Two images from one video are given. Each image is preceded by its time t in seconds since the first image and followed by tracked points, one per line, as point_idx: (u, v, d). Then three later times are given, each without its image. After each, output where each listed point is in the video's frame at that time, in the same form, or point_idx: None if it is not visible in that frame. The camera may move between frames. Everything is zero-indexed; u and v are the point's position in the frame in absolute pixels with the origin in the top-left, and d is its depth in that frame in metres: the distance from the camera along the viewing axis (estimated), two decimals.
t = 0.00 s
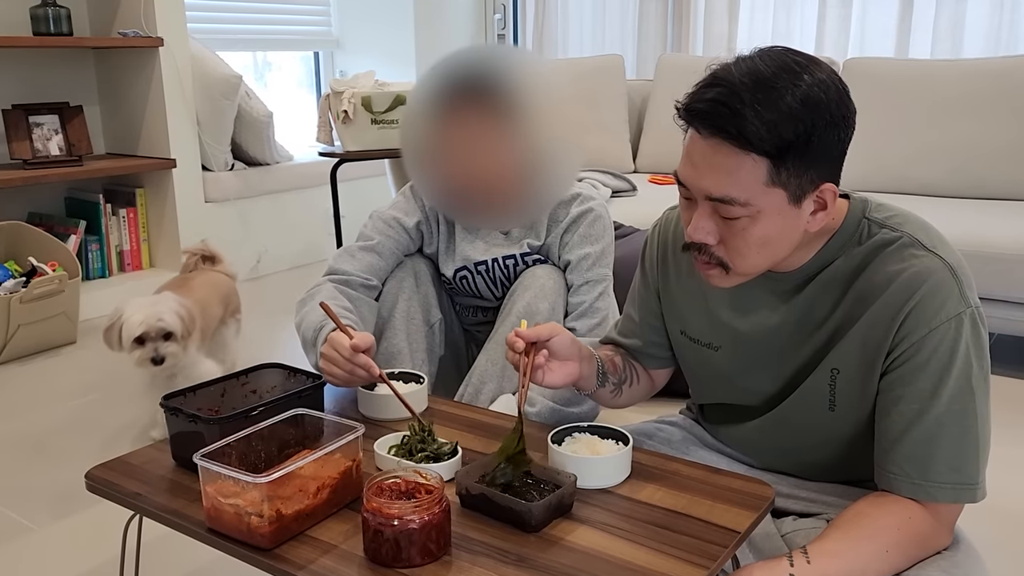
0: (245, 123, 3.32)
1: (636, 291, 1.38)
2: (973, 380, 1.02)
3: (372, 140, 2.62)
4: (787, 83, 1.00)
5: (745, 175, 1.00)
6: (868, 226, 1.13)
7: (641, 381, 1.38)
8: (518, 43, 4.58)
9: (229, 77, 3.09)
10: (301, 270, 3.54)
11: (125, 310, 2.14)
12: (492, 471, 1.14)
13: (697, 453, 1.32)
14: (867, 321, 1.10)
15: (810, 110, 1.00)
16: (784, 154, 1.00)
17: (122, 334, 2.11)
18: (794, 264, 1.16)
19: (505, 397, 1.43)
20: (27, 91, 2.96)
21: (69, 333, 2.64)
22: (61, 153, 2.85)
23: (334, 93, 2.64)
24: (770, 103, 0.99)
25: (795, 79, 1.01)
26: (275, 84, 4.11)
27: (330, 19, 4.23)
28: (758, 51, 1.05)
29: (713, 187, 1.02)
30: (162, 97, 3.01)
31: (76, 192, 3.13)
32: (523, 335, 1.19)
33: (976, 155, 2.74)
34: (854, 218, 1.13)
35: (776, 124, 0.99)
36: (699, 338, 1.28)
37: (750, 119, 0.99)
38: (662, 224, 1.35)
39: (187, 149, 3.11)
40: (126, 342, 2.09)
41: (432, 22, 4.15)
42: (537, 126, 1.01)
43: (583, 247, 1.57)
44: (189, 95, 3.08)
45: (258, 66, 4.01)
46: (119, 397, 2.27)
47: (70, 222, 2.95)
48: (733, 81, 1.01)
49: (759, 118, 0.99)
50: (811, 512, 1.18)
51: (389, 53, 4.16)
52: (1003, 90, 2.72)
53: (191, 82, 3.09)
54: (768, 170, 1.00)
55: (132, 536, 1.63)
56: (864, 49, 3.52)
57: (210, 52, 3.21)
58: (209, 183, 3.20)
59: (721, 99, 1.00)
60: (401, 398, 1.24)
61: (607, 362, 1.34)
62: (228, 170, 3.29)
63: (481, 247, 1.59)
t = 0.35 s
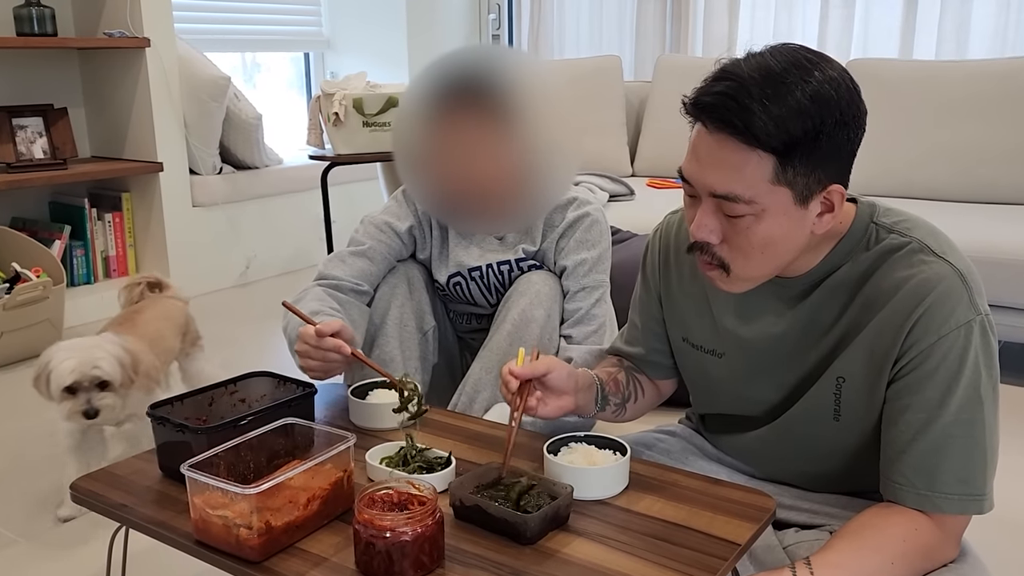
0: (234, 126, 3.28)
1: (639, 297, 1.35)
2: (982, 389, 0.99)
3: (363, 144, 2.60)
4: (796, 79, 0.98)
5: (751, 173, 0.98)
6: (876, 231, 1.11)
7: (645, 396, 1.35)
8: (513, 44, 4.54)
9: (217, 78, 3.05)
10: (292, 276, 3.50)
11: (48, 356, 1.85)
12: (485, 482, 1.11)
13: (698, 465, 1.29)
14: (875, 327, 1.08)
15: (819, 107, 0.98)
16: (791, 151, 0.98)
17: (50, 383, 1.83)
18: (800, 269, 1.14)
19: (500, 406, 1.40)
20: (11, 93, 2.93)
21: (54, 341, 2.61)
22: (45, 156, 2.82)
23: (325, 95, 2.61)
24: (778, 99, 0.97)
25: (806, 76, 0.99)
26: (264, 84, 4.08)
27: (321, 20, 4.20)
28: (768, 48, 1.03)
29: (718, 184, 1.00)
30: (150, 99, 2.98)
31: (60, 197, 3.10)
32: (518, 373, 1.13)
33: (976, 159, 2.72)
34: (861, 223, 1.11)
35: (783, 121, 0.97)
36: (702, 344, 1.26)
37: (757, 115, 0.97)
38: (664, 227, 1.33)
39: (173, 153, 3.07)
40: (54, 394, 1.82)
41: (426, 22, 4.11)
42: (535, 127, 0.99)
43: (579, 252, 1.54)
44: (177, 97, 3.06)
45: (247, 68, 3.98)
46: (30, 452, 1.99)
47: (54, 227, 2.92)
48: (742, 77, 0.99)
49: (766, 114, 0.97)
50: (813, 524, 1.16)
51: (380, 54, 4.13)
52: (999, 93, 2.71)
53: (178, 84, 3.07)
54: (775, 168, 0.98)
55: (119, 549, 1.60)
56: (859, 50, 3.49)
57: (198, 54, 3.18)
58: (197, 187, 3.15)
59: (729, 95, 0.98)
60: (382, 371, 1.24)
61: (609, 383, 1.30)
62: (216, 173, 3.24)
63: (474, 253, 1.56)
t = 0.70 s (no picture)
0: (224, 129, 3.23)
1: (636, 303, 1.33)
2: (984, 397, 0.98)
3: (356, 147, 2.58)
4: (790, 79, 0.97)
5: (745, 175, 0.97)
6: (877, 235, 1.09)
7: (647, 401, 1.33)
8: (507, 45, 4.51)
9: (207, 80, 3.02)
10: (283, 282, 3.48)
11: None
12: (480, 492, 1.09)
13: (697, 474, 1.27)
14: (875, 334, 1.06)
15: (813, 107, 0.97)
16: (785, 151, 0.96)
17: None
18: (797, 274, 1.12)
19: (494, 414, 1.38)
20: None
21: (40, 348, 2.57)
22: (30, 159, 2.79)
23: (316, 98, 2.59)
24: (771, 99, 0.96)
25: (799, 75, 0.97)
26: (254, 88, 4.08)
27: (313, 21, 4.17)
28: (763, 47, 1.02)
29: (711, 186, 0.98)
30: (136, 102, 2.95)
31: (46, 201, 3.07)
32: (525, 361, 1.12)
33: (974, 163, 2.70)
34: (861, 227, 1.09)
35: (776, 121, 0.95)
36: (699, 351, 1.24)
37: (749, 116, 0.95)
38: (662, 232, 1.31)
39: (162, 159, 3.05)
40: None
41: (419, 24, 4.07)
42: (529, 130, 0.97)
43: (575, 258, 1.52)
44: (165, 100, 3.03)
45: (237, 70, 3.96)
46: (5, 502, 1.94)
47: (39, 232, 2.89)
48: (735, 78, 0.98)
49: (758, 115, 0.95)
50: (814, 534, 1.14)
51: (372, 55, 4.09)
52: (994, 96, 2.69)
53: (167, 88, 3.04)
54: (768, 169, 0.96)
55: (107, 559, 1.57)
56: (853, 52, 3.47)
57: (187, 56, 3.16)
58: (186, 192, 3.12)
59: (723, 96, 0.97)
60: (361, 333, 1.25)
61: (611, 384, 1.29)
62: (206, 178, 3.20)
63: (468, 258, 1.54)
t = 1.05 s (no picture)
0: (212, 132, 3.21)
1: (631, 311, 1.31)
2: (990, 405, 0.95)
3: (348, 149, 2.54)
4: (786, 79, 0.94)
5: (741, 178, 0.94)
6: (877, 240, 1.07)
7: (633, 417, 1.30)
8: (502, 46, 4.49)
9: (194, 81, 2.99)
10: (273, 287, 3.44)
11: None
12: (474, 503, 1.06)
13: (696, 485, 1.24)
14: (877, 341, 1.03)
15: (810, 108, 0.94)
16: (781, 154, 0.94)
17: None
18: (796, 281, 1.09)
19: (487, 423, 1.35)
20: None
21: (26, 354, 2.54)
22: (15, 162, 2.76)
23: (306, 99, 2.58)
24: (767, 101, 0.93)
25: (795, 76, 0.95)
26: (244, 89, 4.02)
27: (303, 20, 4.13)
28: (759, 48, 0.99)
29: (706, 189, 0.95)
30: (123, 103, 2.91)
31: (30, 206, 3.03)
32: (494, 398, 1.08)
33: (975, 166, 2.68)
34: (862, 232, 1.07)
35: (771, 123, 0.93)
36: (697, 360, 1.21)
37: (745, 118, 0.93)
38: (658, 238, 1.28)
39: (148, 162, 3.02)
40: None
41: (412, 24, 4.04)
42: (527, 133, 0.95)
43: (570, 262, 1.50)
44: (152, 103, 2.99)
45: (226, 71, 3.92)
46: None
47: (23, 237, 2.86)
48: (731, 79, 0.95)
49: (754, 117, 0.93)
50: (816, 547, 1.11)
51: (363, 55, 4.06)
52: (989, 98, 2.68)
53: (154, 89, 3.00)
54: (764, 172, 0.94)
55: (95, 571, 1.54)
56: (847, 53, 3.46)
57: (175, 56, 3.12)
58: (173, 196, 3.10)
59: (718, 98, 0.94)
60: (358, 298, 1.24)
61: (593, 401, 1.26)
62: (193, 181, 3.18)
63: (460, 263, 1.51)
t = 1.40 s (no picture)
0: (201, 135, 3.20)
1: (629, 318, 1.28)
2: (995, 414, 0.93)
3: (338, 153, 2.53)
4: (775, 85, 0.92)
5: (726, 184, 0.94)
6: (879, 246, 1.04)
7: (634, 427, 1.27)
8: (497, 47, 4.44)
9: (183, 82, 2.98)
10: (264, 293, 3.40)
11: None
12: (469, 513, 1.04)
13: (695, 495, 1.23)
14: (880, 349, 1.01)
15: (799, 115, 0.92)
16: (765, 161, 0.93)
17: None
18: (796, 288, 1.07)
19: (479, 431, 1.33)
20: None
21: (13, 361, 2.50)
22: None
23: (297, 101, 2.56)
24: (755, 106, 0.92)
25: (786, 81, 0.92)
26: (234, 91, 3.96)
27: (294, 21, 4.08)
28: (759, 51, 0.97)
29: (691, 192, 0.95)
30: (110, 105, 2.89)
31: (16, 211, 3.00)
32: (487, 402, 1.06)
33: (975, 170, 2.65)
34: (863, 237, 1.05)
35: (756, 129, 0.92)
36: (696, 369, 1.19)
37: (729, 123, 0.92)
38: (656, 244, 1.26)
39: (135, 166, 2.98)
40: None
41: (404, 26, 4.00)
42: (521, 136, 0.93)
43: (561, 266, 1.47)
44: (140, 106, 2.96)
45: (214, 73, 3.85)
46: None
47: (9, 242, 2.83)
48: (721, 84, 0.94)
49: (738, 122, 0.92)
50: (818, 559, 1.09)
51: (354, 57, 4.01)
52: (987, 101, 2.65)
53: (141, 91, 2.97)
54: (749, 178, 0.93)
55: None
56: (844, 55, 3.42)
57: (163, 58, 3.09)
58: (161, 200, 3.05)
59: (708, 102, 0.93)
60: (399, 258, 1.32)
61: (592, 410, 1.24)
62: (182, 185, 3.13)
63: (447, 266, 1.48)
